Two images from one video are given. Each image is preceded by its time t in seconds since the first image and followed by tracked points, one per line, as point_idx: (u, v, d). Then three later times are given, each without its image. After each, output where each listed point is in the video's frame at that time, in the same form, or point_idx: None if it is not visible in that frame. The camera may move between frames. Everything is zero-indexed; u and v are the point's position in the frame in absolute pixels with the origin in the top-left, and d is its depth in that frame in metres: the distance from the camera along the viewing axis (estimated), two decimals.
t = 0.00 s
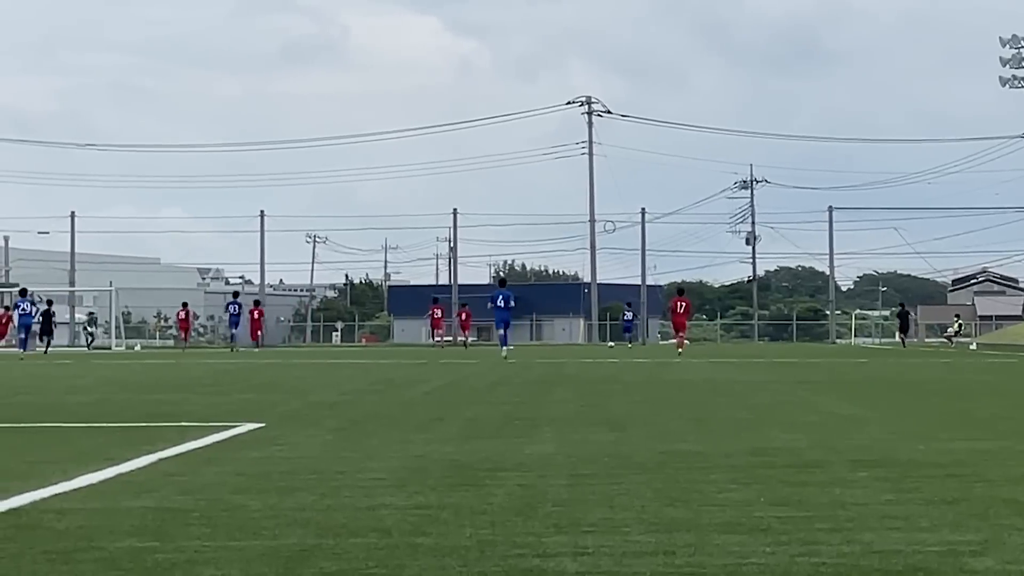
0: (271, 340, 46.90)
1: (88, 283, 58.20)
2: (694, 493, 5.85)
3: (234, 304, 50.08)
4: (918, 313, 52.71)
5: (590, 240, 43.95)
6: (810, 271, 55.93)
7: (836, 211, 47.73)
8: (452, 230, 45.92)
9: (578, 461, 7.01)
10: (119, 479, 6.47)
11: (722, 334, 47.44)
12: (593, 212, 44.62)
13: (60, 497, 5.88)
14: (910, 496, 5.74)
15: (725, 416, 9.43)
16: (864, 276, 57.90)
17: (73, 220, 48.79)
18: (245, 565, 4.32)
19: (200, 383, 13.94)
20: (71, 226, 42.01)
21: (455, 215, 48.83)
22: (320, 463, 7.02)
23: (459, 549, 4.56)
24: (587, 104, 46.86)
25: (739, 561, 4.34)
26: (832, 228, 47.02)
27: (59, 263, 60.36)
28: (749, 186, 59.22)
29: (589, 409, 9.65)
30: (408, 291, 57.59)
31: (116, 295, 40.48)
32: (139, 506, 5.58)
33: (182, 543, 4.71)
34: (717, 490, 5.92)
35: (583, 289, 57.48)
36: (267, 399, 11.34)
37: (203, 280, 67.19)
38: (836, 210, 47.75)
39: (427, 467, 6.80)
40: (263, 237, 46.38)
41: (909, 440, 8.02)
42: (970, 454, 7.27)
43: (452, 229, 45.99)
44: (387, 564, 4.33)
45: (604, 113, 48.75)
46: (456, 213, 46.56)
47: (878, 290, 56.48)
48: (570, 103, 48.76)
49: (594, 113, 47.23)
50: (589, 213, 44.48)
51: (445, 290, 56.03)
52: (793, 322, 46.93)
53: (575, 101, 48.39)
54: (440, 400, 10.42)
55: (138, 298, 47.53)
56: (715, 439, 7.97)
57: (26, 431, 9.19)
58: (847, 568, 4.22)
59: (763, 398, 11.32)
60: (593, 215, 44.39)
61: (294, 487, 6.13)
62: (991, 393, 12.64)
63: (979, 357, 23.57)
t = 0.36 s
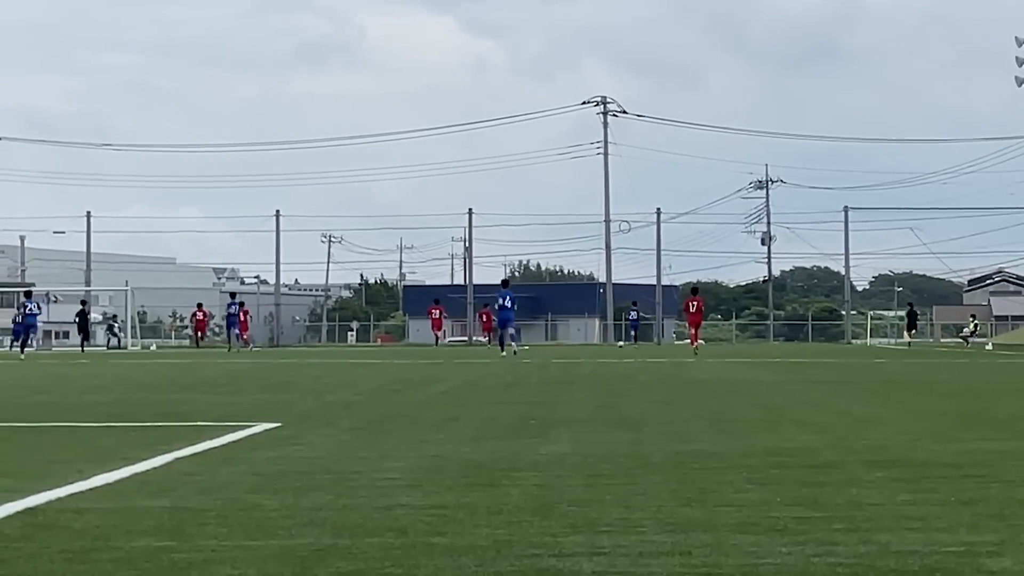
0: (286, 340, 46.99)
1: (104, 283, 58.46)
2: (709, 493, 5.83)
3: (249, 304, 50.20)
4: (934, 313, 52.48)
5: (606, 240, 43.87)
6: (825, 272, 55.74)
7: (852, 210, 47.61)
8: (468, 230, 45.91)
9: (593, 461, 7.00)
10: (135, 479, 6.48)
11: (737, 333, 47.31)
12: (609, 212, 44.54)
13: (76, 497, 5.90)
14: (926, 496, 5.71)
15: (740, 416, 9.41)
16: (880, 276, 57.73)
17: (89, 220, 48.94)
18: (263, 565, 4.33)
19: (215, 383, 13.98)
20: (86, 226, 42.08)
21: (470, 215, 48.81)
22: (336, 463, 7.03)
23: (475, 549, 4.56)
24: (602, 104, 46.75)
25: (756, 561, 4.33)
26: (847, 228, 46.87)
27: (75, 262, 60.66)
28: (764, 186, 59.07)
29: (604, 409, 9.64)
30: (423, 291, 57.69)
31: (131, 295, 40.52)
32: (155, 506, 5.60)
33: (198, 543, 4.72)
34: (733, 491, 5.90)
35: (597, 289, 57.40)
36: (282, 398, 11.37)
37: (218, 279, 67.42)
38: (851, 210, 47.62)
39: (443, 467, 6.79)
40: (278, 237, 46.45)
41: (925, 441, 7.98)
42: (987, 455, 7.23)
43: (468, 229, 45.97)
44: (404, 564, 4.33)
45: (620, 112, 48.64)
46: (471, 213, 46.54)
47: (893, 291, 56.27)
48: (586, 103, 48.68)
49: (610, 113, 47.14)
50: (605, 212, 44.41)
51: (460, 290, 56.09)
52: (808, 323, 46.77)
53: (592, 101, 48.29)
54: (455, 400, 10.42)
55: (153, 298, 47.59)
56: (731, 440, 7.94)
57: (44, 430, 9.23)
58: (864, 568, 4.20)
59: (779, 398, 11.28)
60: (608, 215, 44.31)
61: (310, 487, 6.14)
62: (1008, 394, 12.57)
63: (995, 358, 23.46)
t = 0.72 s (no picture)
0: (302, 339, 47.08)
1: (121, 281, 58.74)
2: (726, 493, 5.81)
3: (265, 303, 50.34)
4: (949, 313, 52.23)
5: (621, 240, 43.81)
6: (840, 271, 55.56)
7: (868, 208, 47.43)
8: (483, 230, 45.89)
9: (609, 460, 6.98)
10: (152, 478, 6.50)
11: (752, 333, 47.16)
12: (624, 211, 44.45)
13: (93, 496, 5.92)
14: (943, 497, 5.68)
15: (756, 416, 9.38)
16: (895, 276, 57.50)
17: (106, 219, 49.16)
18: (279, 563, 4.33)
19: (231, 382, 14.03)
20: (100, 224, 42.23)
21: (485, 214, 48.75)
22: (352, 462, 7.04)
23: (491, 549, 4.55)
24: (618, 103, 46.61)
25: (772, 561, 4.31)
26: (864, 227, 46.66)
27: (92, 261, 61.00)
28: (780, 185, 58.86)
29: (620, 408, 9.63)
30: (439, 290, 57.75)
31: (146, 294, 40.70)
32: (173, 504, 5.61)
33: (215, 542, 4.73)
34: (750, 490, 5.88)
35: (613, 288, 57.27)
36: (297, 397, 11.40)
37: (234, 278, 67.65)
38: (868, 208, 47.46)
39: (458, 466, 6.79)
40: (294, 236, 46.55)
41: (942, 441, 7.94)
42: (1005, 455, 7.18)
43: (483, 228, 45.96)
44: (420, 563, 4.33)
45: (637, 111, 48.46)
46: (486, 213, 46.51)
47: (909, 290, 56.02)
48: (601, 102, 48.55)
49: (625, 112, 47.03)
50: (621, 212, 44.32)
51: (476, 289, 56.11)
52: (824, 322, 46.61)
53: (608, 100, 48.16)
54: (470, 399, 10.42)
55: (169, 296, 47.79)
56: (747, 439, 7.92)
57: (62, 428, 9.29)
58: (881, 569, 4.17)
59: (795, 398, 11.24)
60: (624, 214, 44.23)
61: (326, 486, 6.15)
62: None
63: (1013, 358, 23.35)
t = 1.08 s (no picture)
0: (318, 337, 47.20)
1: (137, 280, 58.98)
2: (742, 492, 5.80)
3: (280, 301, 50.43)
4: (966, 311, 51.97)
5: (636, 239, 43.74)
6: (856, 270, 55.29)
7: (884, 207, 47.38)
8: (498, 228, 45.85)
9: (625, 459, 6.99)
10: (167, 476, 6.53)
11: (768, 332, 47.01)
12: (639, 210, 44.36)
13: (109, 493, 5.95)
14: (959, 495, 5.66)
15: (770, 415, 9.38)
16: (911, 275, 57.31)
17: (121, 217, 49.34)
18: (295, 561, 4.35)
19: (246, 380, 14.08)
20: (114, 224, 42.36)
21: (501, 213, 48.75)
22: (368, 460, 7.06)
23: (506, 547, 4.56)
24: (633, 102, 46.46)
25: (788, 560, 4.30)
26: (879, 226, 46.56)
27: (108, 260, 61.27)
28: (796, 184, 58.65)
29: (635, 406, 9.64)
30: (455, 288, 57.83)
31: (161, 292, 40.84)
32: (188, 503, 5.64)
33: (231, 539, 4.75)
34: (765, 489, 5.87)
35: (628, 287, 57.17)
36: (312, 395, 11.43)
37: (250, 277, 67.87)
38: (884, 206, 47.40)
39: (473, 465, 6.79)
40: (309, 234, 46.63)
41: (957, 439, 7.91)
42: (1021, 454, 7.16)
43: (498, 227, 45.92)
44: (435, 561, 4.34)
45: (651, 109, 48.29)
46: (500, 211, 46.47)
47: (926, 289, 55.72)
48: (616, 100, 48.38)
49: (641, 111, 46.87)
50: (635, 210, 44.22)
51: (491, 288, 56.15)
52: (839, 321, 46.45)
53: (622, 98, 48.01)
54: (486, 398, 10.44)
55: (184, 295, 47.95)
56: (763, 439, 7.91)
57: (79, 427, 9.35)
58: (895, 567, 4.17)
59: (811, 397, 11.22)
60: (638, 213, 44.14)
61: (341, 484, 6.17)
62: None
63: None
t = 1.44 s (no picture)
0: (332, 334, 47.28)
1: (153, 277, 59.18)
2: (757, 489, 5.80)
3: (295, 298, 50.54)
4: (980, 309, 51.76)
5: (651, 236, 43.66)
6: (870, 267, 55.16)
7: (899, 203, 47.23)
8: (513, 225, 45.85)
9: (640, 456, 6.98)
10: (183, 473, 6.56)
11: (782, 329, 46.93)
12: (654, 208, 44.29)
13: (125, 491, 5.98)
14: (975, 493, 5.64)
15: (785, 412, 9.35)
16: (926, 273, 57.14)
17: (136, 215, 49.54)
18: (310, 558, 4.36)
19: (260, 378, 14.11)
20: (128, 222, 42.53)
21: (514, 210, 48.75)
22: (383, 457, 7.08)
23: (521, 544, 4.56)
24: (648, 99, 46.33)
25: (803, 557, 4.30)
26: (894, 223, 46.42)
27: (123, 257, 61.53)
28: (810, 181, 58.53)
29: (650, 404, 9.63)
30: (469, 286, 57.91)
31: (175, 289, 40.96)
32: (204, 499, 5.66)
33: (246, 536, 4.76)
34: (781, 486, 5.87)
35: (642, 284, 57.15)
36: (327, 393, 11.46)
37: (265, 274, 68.06)
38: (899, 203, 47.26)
39: (488, 463, 6.80)
40: (323, 231, 46.69)
41: (973, 437, 7.88)
42: None
43: (513, 224, 45.91)
44: (450, 559, 4.34)
45: (666, 107, 48.13)
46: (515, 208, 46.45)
47: (940, 285, 55.58)
48: (631, 97, 48.26)
49: (656, 109, 46.76)
50: (650, 207, 44.13)
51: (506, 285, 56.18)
52: (854, 319, 46.35)
53: (637, 95, 47.89)
54: (500, 395, 10.44)
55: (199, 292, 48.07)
56: (778, 436, 7.90)
57: (95, 424, 9.39)
58: (911, 565, 4.16)
59: (825, 394, 11.19)
60: (653, 211, 44.06)
61: (356, 481, 6.18)
62: None
63: None
